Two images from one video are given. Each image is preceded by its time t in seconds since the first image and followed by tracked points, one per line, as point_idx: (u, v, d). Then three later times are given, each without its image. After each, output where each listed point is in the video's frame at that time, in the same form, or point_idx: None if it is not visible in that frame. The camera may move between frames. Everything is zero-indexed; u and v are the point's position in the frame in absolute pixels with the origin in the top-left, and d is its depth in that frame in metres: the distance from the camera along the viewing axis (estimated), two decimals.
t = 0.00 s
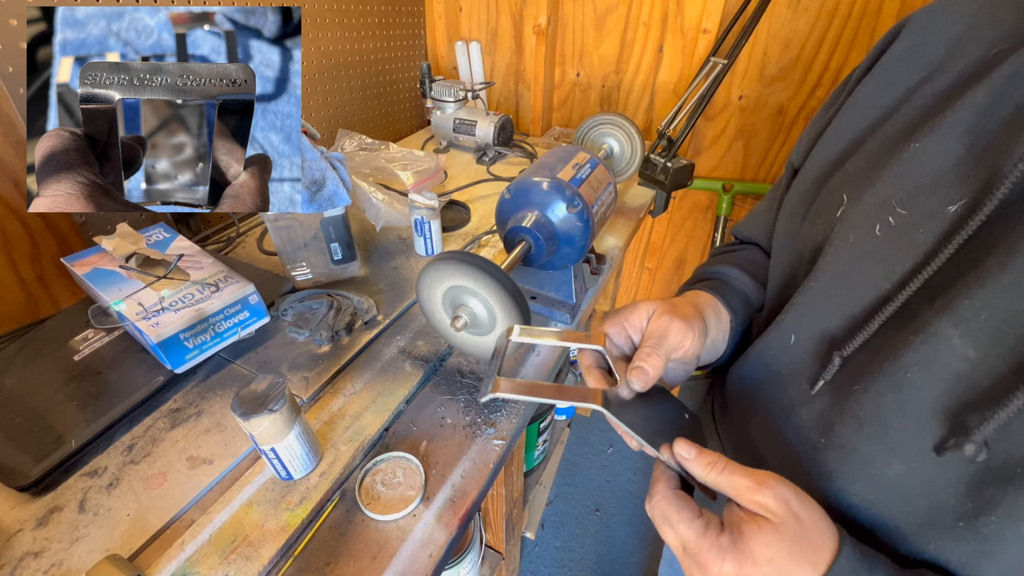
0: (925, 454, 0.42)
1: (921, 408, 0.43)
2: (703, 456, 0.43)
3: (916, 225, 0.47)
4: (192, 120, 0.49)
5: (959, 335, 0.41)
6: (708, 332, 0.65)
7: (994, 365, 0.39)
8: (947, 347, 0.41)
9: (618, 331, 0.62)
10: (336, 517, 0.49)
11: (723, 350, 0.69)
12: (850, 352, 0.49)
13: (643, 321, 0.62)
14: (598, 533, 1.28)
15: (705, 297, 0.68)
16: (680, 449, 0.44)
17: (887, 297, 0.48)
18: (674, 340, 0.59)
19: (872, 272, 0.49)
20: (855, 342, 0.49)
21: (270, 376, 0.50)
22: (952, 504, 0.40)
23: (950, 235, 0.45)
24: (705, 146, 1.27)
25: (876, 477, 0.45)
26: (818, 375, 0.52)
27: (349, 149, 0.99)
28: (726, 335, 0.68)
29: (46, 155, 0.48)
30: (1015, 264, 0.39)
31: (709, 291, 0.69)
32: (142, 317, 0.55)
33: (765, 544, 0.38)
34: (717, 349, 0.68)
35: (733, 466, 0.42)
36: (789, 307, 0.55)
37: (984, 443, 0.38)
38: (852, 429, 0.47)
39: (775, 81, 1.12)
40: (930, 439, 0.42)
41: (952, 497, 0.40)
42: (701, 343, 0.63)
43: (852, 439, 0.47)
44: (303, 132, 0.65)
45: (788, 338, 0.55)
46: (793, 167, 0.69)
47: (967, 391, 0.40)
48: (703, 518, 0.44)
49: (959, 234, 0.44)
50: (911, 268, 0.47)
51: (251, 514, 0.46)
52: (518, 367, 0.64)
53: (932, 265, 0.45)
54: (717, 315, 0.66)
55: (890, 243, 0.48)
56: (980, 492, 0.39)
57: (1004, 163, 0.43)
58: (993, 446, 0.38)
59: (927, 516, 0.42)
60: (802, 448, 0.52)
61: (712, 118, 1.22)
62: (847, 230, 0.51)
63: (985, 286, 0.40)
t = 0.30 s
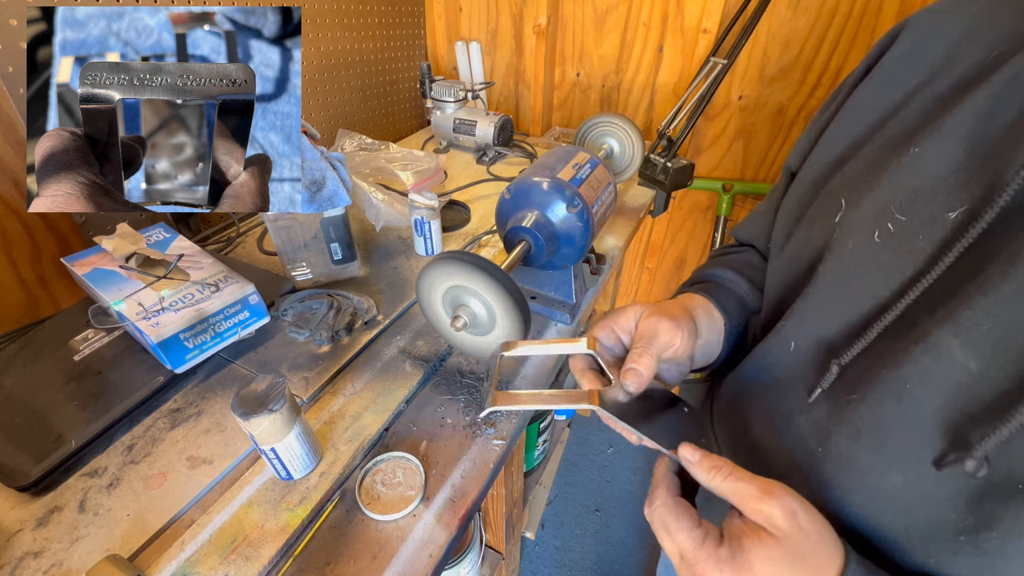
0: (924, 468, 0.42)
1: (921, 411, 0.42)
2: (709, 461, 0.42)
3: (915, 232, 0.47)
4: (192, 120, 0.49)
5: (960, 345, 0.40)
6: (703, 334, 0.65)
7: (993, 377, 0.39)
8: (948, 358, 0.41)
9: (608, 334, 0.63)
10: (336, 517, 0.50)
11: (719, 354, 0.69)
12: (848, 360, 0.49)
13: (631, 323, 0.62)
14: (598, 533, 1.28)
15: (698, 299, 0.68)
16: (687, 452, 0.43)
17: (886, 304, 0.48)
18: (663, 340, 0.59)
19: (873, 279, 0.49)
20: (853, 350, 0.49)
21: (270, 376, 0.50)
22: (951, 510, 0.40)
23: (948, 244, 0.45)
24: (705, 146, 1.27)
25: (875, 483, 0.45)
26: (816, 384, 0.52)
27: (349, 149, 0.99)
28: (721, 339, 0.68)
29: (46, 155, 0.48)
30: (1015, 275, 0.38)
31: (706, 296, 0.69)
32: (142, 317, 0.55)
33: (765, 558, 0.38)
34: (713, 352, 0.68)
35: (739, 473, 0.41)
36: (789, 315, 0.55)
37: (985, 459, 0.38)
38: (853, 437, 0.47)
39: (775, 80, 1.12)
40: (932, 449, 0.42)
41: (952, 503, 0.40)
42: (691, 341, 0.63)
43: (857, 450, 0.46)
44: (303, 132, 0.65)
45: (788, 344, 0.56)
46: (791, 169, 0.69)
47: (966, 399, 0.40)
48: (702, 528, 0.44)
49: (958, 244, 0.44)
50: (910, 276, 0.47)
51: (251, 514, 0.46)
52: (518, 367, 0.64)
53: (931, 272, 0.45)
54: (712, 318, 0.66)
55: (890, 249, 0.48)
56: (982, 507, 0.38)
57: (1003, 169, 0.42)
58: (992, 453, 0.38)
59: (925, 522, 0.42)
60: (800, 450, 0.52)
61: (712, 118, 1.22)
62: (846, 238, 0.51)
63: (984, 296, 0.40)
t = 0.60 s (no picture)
0: (908, 474, 0.42)
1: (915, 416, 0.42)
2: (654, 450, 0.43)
3: (913, 239, 0.46)
4: (193, 120, 0.49)
5: (951, 352, 0.40)
6: (702, 336, 0.65)
7: (985, 383, 0.39)
8: (938, 363, 0.41)
9: (607, 332, 0.61)
10: (336, 517, 0.50)
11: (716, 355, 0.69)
12: (847, 366, 0.49)
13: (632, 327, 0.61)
14: (599, 533, 1.28)
15: (696, 302, 0.68)
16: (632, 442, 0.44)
17: (885, 310, 0.48)
18: (663, 349, 0.58)
19: (870, 282, 0.49)
20: (852, 356, 0.49)
21: (270, 376, 0.50)
22: (939, 515, 0.40)
23: (946, 253, 0.44)
24: (705, 147, 1.27)
25: (864, 487, 0.45)
26: (815, 390, 0.52)
27: (349, 149, 0.99)
28: (720, 340, 0.68)
29: (46, 155, 0.48)
30: (1010, 280, 0.38)
31: (705, 297, 0.69)
32: (142, 317, 0.55)
33: (721, 531, 0.37)
34: (710, 353, 0.68)
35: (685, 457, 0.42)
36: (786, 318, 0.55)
37: (970, 464, 0.38)
38: (841, 440, 0.47)
39: (775, 80, 1.12)
40: (914, 454, 0.42)
41: (942, 508, 0.40)
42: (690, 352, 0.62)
43: (840, 450, 0.47)
44: (303, 132, 0.65)
45: (784, 348, 0.55)
46: (792, 171, 0.69)
47: (959, 403, 0.40)
48: (658, 505, 0.40)
49: (955, 251, 0.43)
50: (909, 283, 0.46)
51: (251, 514, 0.46)
52: (518, 367, 0.64)
53: (929, 281, 0.45)
54: (710, 320, 0.66)
55: (888, 254, 0.48)
56: (965, 512, 0.38)
57: (1001, 174, 0.42)
58: (984, 456, 0.37)
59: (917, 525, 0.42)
60: (798, 452, 0.52)
61: (712, 118, 1.22)
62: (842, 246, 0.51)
63: (978, 302, 0.40)
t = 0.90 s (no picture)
0: (901, 470, 0.42)
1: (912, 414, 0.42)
2: (601, 483, 0.43)
3: (913, 238, 0.46)
4: (193, 120, 0.49)
5: (946, 349, 0.40)
6: (700, 338, 0.65)
7: (980, 381, 0.39)
8: (932, 361, 0.41)
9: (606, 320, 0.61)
10: (336, 517, 0.50)
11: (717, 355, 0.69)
12: (844, 363, 0.50)
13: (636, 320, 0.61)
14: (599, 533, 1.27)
15: (696, 302, 0.68)
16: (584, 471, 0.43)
17: (883, 309, 0.48)
18: (651, 351, 0.57)
19: (870, 284, 0.49)
20: (849, 354, 0.49)
21: (270, 376, 0.50)
22: (929, 511, 0.40)
23: (947, 247, 0.44)
24: (705, 147, 1.27)
25: (854, 484, 0.45)
26: (813, 387, 0.53)
27: (349, 149, 0.99)
28: (720, 340, 0.68)
29: (46, 155, 0.48)
30: (1009, 279, 0.38)
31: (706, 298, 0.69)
32: (142, 317, 0.55)
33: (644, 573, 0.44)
34: (709, 353, 0.67)
35: (624, 498, 0.43)
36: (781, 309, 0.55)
37: (961, 459, 0.38)
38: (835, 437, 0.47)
39: (775, 80, 1.12)
40: (907, 451, 0.42)
41: (932, 503, 0.40)
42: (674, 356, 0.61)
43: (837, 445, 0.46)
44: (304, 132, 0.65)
45: (781, 347, 0.55)
46: (793, 171, 0.69)
47: (955, 403, 0.40)
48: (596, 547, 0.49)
49: (955, 247, 0.43)
50: (908, 281, 0.46)
51: (251, 514, 0.46)
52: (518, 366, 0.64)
53: (928, 277, 0.45)
54: (710, 321, 0.66)
55: (888, 253, 0.48)
56: (956, 508, 0.38)
57: (1001, 173, 0.42)
58: (976, 452, 0.38)
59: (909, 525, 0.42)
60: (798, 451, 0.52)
61: (712, 118, 1.22)
62: (842, 241, 0.51)
63: (974, 299, 0.39)
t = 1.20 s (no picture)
0: (904, 470, 0.43)
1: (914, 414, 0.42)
2: (584, 479, 0.43)
3: (920, 238, 0.46)
4: (193, 120, 0.49)
5: (952, 348, 0.40)
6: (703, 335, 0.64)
7: (986, 382, 0.39)
8: (937, 361, 0.41)
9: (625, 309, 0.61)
10: (336, 517, 0.50)
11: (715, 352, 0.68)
12: (850, 366, 0.49)
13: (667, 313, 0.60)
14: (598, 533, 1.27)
15: (705, 296, 0.67)
16: (570, 464, 0.44)
17: (891, 310, 0.48)
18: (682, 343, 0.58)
19: (875, 286, 0.49)
20: (856, 356, 0.49)
21: (270, 376, 0.50)
22: (932, 511, 0.41)
23: (957, 248, 0.44)
24: (705, 146, 1.27)
25: (857, 483, 0.45)
26: (819, 388, 0.52)
27: (348, 149, 0.99)
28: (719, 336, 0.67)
29: (46, 155, 0.48)
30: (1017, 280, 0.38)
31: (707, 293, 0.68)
32: (142, 317, 0.55)
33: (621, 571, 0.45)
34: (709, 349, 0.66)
35: (607, 498, 0.43)
36: (787, 310, 0.54)
37: (966, 460, 0.39)
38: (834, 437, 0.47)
39: (775, 80, 1.12)
40: (910, 451, 0.42)
41: (935, 504, 0.41)
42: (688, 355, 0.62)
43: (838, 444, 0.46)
44: (304, 133, 0.65)
45: (785, 347, 0.55)
46: (794, 172, 0.69)
47: (958, 403, 0.40)
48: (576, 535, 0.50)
49: (965, 247, 0.43)
50: (915, 283, 0.46)
51: (251, 514, 0.46)
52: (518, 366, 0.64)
53: (937, 278, 0.45)
54: (712, 317, 0.66)
55: (893, 254, 0.48)
56: (960, 508, 0.40)
57: (1009, 174, 0.42)
58: (981, 453, 0.38)
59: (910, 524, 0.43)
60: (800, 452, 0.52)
61: (712, 118, 1.22)
62: (847, 241, 0.50)
63: (982, 298, 0.39)
